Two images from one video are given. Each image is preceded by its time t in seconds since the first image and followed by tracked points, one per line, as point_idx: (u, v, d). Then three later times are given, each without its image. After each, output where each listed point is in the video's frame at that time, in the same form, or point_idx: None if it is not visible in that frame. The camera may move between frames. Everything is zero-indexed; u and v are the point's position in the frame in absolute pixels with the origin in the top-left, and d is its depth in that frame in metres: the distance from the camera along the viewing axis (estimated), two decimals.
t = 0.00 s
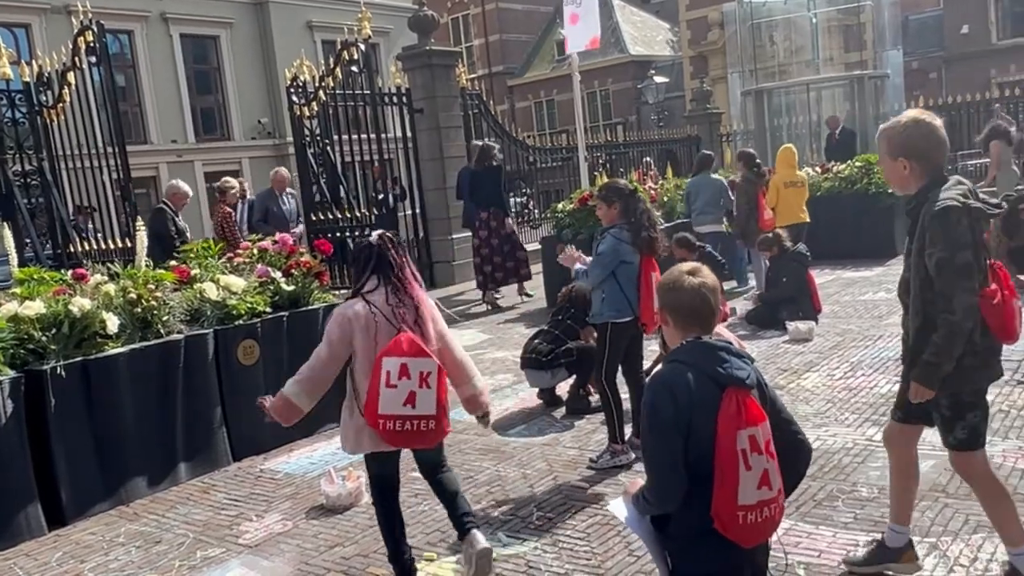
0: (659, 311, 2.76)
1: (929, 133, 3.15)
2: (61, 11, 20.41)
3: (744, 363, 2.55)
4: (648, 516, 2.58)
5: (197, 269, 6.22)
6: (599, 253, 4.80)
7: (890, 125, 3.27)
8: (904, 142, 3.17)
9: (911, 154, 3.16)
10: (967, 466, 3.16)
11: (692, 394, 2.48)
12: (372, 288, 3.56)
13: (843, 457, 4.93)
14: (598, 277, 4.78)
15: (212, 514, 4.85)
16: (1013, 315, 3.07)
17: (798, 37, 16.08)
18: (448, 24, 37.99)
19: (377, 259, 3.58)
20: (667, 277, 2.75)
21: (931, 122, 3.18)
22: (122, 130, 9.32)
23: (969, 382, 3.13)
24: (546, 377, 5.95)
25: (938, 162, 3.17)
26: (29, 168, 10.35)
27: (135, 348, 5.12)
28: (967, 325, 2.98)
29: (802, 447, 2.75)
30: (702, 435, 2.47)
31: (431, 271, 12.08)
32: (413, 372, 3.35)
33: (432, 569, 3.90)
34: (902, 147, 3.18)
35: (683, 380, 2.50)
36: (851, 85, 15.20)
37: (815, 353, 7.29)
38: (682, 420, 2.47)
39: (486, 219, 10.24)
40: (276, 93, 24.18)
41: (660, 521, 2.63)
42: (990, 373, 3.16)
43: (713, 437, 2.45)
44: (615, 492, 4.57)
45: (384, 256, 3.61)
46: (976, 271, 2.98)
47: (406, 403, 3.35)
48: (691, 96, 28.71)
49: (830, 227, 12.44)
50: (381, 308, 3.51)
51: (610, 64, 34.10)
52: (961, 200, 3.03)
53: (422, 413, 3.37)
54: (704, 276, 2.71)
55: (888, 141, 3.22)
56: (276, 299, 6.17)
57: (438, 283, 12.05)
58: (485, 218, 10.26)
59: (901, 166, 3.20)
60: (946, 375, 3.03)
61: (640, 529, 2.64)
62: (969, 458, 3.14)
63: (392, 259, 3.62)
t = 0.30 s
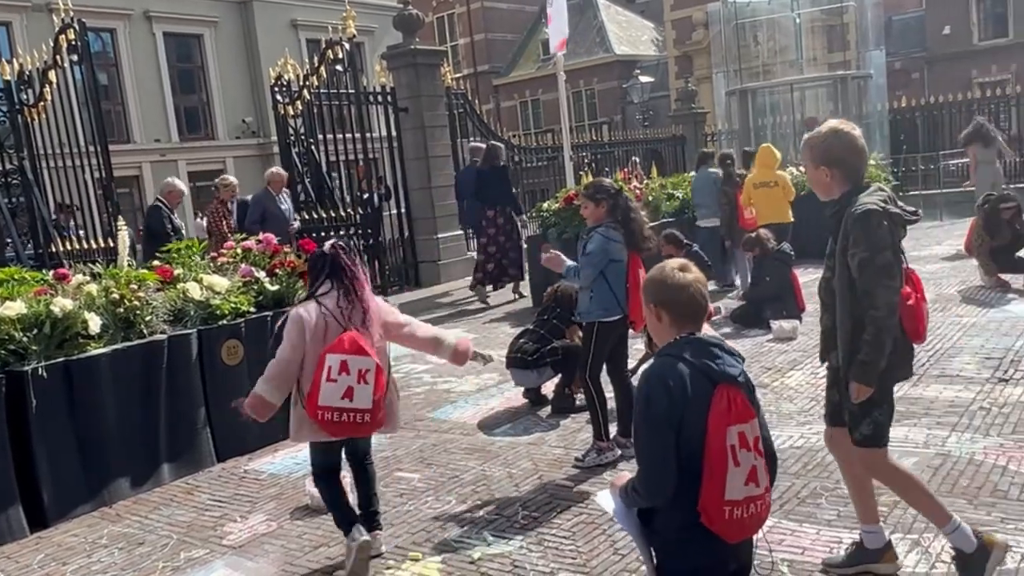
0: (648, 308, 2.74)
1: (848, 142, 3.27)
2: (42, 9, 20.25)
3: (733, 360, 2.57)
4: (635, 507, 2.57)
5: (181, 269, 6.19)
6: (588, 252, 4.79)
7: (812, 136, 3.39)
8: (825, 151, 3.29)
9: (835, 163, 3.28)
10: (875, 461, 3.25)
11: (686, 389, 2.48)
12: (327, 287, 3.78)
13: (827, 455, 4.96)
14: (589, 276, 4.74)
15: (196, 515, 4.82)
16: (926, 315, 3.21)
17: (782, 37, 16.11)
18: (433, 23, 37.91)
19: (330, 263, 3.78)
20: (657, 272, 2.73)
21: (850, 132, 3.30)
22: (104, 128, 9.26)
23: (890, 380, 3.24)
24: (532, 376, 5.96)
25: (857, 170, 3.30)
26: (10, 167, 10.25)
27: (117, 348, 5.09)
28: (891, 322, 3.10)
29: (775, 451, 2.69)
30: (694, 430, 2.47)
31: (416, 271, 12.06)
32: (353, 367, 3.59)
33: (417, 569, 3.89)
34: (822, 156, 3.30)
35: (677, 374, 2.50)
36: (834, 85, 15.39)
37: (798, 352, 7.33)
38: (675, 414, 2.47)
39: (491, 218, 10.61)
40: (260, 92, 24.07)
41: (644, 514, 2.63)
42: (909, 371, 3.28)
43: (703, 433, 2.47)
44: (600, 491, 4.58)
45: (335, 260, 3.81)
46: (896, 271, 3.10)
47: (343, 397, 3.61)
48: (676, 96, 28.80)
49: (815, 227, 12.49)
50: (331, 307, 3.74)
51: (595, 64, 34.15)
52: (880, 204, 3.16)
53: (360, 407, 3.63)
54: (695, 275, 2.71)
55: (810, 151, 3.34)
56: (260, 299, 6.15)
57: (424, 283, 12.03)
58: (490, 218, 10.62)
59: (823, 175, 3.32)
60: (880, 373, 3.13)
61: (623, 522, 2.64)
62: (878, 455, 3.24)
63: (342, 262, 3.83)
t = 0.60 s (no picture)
0: (629, 307, 2.74)
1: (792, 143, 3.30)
2: (22, 7, 20.06)
3: (720, 356, 2.59)
4: (627, 504, 2.55)
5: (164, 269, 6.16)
6: (575, 252, 4.77)
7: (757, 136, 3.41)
8: (770, 151, 3.32)
9: (780, 164, 3.31)
10: (786, 447, 3.32)
11: (679, 385, 2.47)
12: (280, 304, 4.25)
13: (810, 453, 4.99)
14: (578, 278, 4.73)
15: (179, 516, 4.79)
16: (870, 312, 3.29)
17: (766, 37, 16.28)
18: (418, 22, 37.83)
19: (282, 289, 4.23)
20: (638, 272, 2.72)
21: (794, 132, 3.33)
22: (85, 127, 9.18)
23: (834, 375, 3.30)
24: (517, 376, 5.96)
25: (801, 169, 3.34)
26: None
27: (99, 349, 5.05)
28: (833, 319, 3.16)
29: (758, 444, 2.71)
30: (687, 425, 2.47)
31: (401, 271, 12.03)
32: (321, 358, 4.05)
33: (402, 570, 3.89)
34: (766, 157, 3.33)
35: (670, 369, 2.49)
36: (817, 85, 15.29)
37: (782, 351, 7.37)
38: (670, 409, 2.46)
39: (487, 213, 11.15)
40: (243, 92, 23.94)
41: (634, 510, 2.61)
42: (851, 367, 3.36)
43: (696, 427, 2.47)
44: (585, 490, 4.59)
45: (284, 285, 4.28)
46: (841, 270, 3.16)
47: (314, 384, 4.02)
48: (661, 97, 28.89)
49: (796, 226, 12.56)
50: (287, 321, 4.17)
51: (580, 64, 34.18)
52: (826, 205, 3.21)
53: (327, 395, 4.05)
54: (678, 273, 2.73)
55: (754, 152, 3.37)
56: (244, 300, 6.10)
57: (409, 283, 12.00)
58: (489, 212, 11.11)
59: (768, 175, 3.35)
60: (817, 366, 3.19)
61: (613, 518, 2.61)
62: (791, 442, 3.30)
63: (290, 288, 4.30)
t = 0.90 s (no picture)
0: (612, 309, 2.73)
1: (739, 150, 3.25)
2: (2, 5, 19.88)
3: (703, 352, 2.61)
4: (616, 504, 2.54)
5: (145, 270, 6.12)
6: (559, 252, 4.78)
7: (705, 142, 3.36)
8: (716, 158, 3.26)
9: (727, 171, 3.25)
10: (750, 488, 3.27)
11: (667, 383, 2.48)
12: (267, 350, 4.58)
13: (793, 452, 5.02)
14: (562, 278, 4.74)
15: (162, 518, 4.76)
16: (809, 324, 3.26)
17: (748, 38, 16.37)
18: (402, 22, 37.81)
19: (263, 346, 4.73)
20: (618, 272, 2.72)
21: (741, 140, 3.27)
22: (66, 127, 9.11)
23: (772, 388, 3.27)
24: (500, 376, 5.97)
25: (746, 178, 3.29)
26: None
27: (80, 350, 5.01)
28: (772, 333, 3.11)
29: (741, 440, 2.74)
30: (674, 424, 2.48)
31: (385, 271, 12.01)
32: (316, 365, 4.30)
33: (387, 571, 3.88)
34: (713, 164, 3.27)
35: (656, 368, 2.49)
36: (800, 86, 15.39)
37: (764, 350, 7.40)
38: (658, 408, 2.46)
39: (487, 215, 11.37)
40: (226, 91, 23.83)
41: (622, 510, 2.60)
42: (791, 375, 3.32)
43: (684, 425, 2.48)
44: (569, 490, 4.59)
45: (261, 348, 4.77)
46: (780, 282, 3.11)
47: (312, 374, 4.24)
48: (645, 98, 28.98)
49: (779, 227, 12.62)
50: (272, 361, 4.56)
51: (564, 64, 34.23)
52: (767, 217, 3.15)
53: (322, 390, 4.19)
54: (657, 270, 2.73)
55: (701, 158, 3.31)
56: (227, 300, 6.07)
57: (393, 284, 11.99)
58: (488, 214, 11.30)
59: (714, 182, 3.30)
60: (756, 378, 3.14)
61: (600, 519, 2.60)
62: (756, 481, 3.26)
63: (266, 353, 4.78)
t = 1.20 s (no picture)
0: (596, 306, 2.74)
1: (679, 155, 3.34)
2: None
3: (685, 351, 2.62)
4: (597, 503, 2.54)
5: (127, 271, 6.08)
6: (543, 253, 4.78)
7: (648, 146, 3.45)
8: (656, 162, 3.35)
9: (665, 174, 3.35)
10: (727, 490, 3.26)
11: (650, 384, 2.48)
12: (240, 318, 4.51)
13: (775, 451, 5.05)
14: (546, 278, 4.75)
15: (144, 521, 4.73)
16: (749, 329, 3.31)
17: (731, 39, 16.36)
18: (386, 22, 37.75)
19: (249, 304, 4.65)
20: (604, 270, 2.72)
21: (682, 144, 3.36)
22: (46, 126, 9.03)
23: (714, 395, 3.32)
24: (486, 378, 5.97)
25: (687, 182, 3.39)
26: None
27: (61, 352, 4.97)
28: (708, 335, 3.22)
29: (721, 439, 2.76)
30: (657, 423, 2.49)
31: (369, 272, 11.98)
32: (289, 340, 4.33)
33: (371, 572, 3.87)
34: (653, 167, 3.37)
35: (639, 369, 2.50)
36: (783, 87, 15.48)
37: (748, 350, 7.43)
38: (642, 409, 2.47)
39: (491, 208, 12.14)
40: (209, 91, 23.69)
41: (604, 508, 2.61)
42: (734, 377, 3.38)
43: (667, 425, 2.49)
44: (554, 490, 4.60)
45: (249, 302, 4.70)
46: (713, 287, 3.20)
47: (284, 354, 4.22)
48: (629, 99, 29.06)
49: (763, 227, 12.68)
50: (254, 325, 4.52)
51: (548, 64, 34.27)
52: (703, 220, 3.22)
53: (293, 368, 4.21)
54: (643, 270, 2.74)
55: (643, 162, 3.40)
56: (209, 301, 6.03)
57: (377, 284, 11.97)
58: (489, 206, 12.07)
59: (655, 185, 3.39)
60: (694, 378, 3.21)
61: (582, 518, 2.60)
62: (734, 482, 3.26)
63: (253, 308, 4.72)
